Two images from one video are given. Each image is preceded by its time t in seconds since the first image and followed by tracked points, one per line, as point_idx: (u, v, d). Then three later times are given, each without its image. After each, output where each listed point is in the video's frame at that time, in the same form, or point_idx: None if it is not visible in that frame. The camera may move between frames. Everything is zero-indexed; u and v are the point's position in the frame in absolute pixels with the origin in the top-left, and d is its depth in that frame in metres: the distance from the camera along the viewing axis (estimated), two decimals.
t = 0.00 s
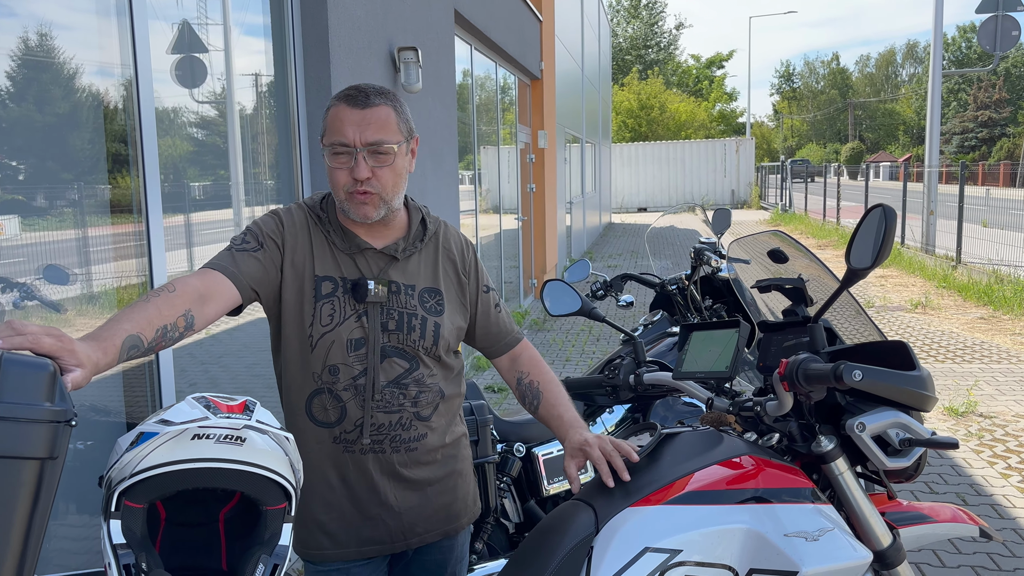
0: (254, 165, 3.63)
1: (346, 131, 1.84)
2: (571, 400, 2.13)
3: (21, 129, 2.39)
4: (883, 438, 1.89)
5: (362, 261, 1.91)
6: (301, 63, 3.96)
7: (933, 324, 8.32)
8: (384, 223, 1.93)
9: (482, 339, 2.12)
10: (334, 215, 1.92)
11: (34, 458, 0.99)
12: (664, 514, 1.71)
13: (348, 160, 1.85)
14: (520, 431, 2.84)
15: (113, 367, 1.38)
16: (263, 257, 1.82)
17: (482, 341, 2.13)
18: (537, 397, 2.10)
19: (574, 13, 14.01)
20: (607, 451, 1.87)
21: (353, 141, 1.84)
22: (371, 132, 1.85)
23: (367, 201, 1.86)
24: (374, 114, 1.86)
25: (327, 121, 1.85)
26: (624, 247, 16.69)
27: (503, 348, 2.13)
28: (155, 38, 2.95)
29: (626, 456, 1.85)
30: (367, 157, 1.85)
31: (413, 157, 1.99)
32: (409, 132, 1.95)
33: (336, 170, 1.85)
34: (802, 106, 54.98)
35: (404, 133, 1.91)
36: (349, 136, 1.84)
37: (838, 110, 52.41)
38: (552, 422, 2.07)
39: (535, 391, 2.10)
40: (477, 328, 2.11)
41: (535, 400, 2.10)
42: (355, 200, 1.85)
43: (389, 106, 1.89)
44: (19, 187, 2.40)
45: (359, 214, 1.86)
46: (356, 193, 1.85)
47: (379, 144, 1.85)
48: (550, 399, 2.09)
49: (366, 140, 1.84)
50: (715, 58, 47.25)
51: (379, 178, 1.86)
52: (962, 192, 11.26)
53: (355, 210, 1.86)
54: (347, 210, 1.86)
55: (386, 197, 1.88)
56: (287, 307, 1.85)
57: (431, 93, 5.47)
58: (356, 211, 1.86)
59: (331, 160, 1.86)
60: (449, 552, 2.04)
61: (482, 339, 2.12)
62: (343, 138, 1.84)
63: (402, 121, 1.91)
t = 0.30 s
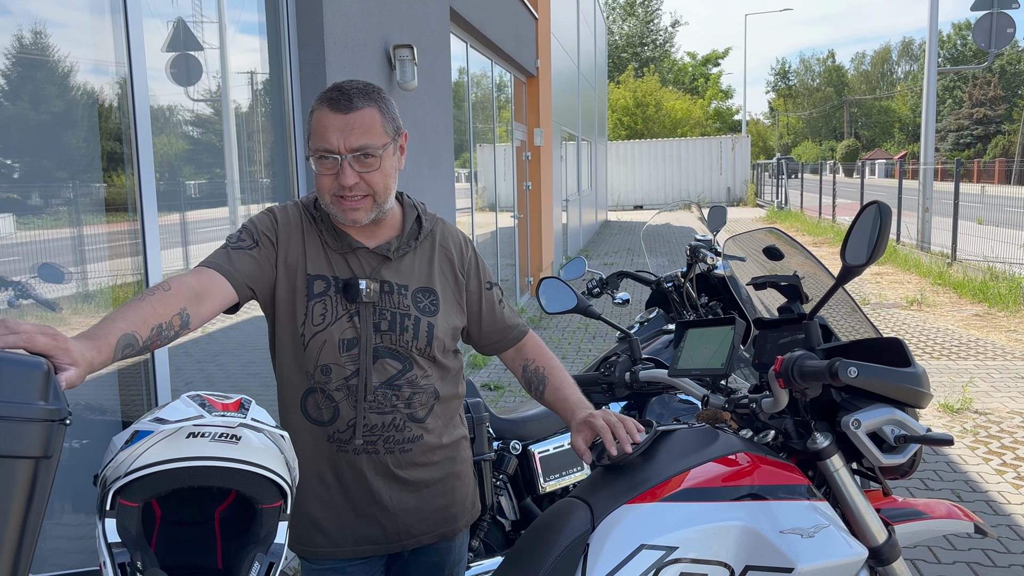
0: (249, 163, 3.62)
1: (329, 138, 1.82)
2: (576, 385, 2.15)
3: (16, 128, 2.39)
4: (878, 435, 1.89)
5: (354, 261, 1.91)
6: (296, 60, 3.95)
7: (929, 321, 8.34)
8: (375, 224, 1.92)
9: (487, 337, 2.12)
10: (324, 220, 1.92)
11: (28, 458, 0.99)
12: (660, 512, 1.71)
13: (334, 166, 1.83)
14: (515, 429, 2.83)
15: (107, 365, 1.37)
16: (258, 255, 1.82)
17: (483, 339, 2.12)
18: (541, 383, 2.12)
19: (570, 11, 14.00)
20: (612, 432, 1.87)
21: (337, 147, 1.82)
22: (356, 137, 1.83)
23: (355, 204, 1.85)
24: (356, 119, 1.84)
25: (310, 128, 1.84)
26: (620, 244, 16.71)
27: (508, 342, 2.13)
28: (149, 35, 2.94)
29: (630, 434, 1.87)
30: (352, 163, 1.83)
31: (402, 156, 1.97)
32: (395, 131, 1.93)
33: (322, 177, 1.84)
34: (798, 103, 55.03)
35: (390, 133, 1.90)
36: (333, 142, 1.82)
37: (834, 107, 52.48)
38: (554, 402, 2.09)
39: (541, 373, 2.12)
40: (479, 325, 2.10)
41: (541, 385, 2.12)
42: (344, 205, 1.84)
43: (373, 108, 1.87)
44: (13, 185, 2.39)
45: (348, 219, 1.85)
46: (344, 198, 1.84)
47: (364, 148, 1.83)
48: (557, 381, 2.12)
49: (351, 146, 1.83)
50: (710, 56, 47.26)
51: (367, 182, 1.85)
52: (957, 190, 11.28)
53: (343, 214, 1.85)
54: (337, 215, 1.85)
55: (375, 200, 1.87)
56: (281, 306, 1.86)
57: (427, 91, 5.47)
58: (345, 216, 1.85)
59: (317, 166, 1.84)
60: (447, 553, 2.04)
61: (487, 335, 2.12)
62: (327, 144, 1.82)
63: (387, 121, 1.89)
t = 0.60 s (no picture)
0: (245, 160, 3.61)
1: (332, 133, 1.81)
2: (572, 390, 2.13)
3: (11, 126, 2.38)
4: (873, 432, 1.90)
5: (354, 257, 1.91)
6: (292, 58, 3.94)
7: (924, 318, 8.36)
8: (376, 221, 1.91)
9: (482, 334, 2.11)
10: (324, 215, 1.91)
11: (20, 456, 0.99)
12: (656, 509, 1.71)
13: (336, 162, 1.82)
14: (511, 427, 2.83)
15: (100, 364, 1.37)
16: (256, 252, 1.81)
17: (480, 338, 2.12)
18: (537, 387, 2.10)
19: (566, 8, 13.98)
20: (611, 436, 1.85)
21: (340, 143, 1.82)
22: (360, 134, 1.82)
23: (356, 201, 1.85)
24: (360, 115, 1.83)
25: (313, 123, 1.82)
26: (616, 242, 16.72)
27: (502, 340, 2.12)
28: (145, 32, 2.93)
29: (630, 436, 1.84)
30: (355, 160, 1.82)
31: (404, 153, 1.96)
32: (398, 129, 1.92)
33: (323, 173, 1.83)
34: (794, 100, 55.05)
35: (392, 131, 1.89)
36: (337, 138, 1.81)
37: (830, 105, 52.52)
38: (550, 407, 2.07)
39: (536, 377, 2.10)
40: (477, 322, 2.10)
41: (536, 390, 2.10)
42: (345, 202, 1.84)
43: (378, 106, 1.86)
44: (9, 183, 2.38)
45: (349, 216, 1.85)
46: (346, 195, 1.84)
47: (367, 145, 1.82)
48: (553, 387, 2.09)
49: (354, 143, 1.82)
50: (706, 53, 47.24)
51: (369, 180, 1.85)
52: (953, 186, 11.31)
53: (344, 211, 1.85)
54: (338, 212, 1.85)
55: (376, 197, 1.86)
56: (280, 305, 1.85)
57: (422, 88, 5.47)
58: (346, 213, 1.85)
59: (318, 161, 1.83)
60: (446, 551, 2.04)
61: (482, 333, 2.11)
62: (330, 140, 1.81)
63: (391, 119, 1.89)
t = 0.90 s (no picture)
0: (242, 158, 3.60)
1: (326, 108, 1.88)
2: (568, 384, 2.14)
3: (7, 123, 2.37)
4: (869, 429, 1.89)
5: (349, 252, 1.90)
6: (288, 55, 3.93)
7: (920, 315, 8.37)
8: (370, 207, 1.92)
9: (480, 327, 2.11)
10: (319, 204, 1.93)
11: (12, 455, 0.99)
12: (652, 506, 1.71)
13: (331, 138, 1.88)
14: (507, 424, 2.83)
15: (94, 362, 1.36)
16: (249, 250, 1.80)
17: (476, 332, 2.12)
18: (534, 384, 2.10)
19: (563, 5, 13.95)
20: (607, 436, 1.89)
21: (334, 117, 1.88)
22: (352, 108, 1.89)
23: (353, 176, 1.87)
24: (352, 93, 1.91)
25: (306, 104, 1.89)
26: (613, 239, 16.74)
27: (500, 332, 2.12)
28: (141, 30, 2.92)
29: (625, 433, 1.87)
30: (349, 134, 1.88)
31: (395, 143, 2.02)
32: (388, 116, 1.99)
33: (318, 150, 1.88)
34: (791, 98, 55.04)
35: (384, 114, 1.96)
36: (332, 112, 1.88)
37: (827, 102, 52.52)
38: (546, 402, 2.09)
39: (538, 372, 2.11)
40: (475, 315, 2.10)
41: (533, 383, 2.10)
42: (340, 178, 1.87)
43: (368, 87, 1.94)
44: (4, 180, 2.37)
45: (345, 193, 1.87)
46: (341, 169, 1.87)
47: (360, 119, 1.89)
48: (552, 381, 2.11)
49: (348, 117, 1.89)
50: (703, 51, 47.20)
51: (365, 155, 1.89)
52: (949, 183, 11.32)
53: (340, 188, 1.87)
54: (334, 191, 1.87)
55: (371, 174, 1.89)
56: (275, 302, 1.84)
57: (419, 86, 5.46)
58: (342, 191, 1.87)
59: (313, 139, 1.88)
60: (444, 550, 2.04)
61: (478, 327, 2.11)
62: (324, 116, 1.88)
63: (382, 102, 1.96)
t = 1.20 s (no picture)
0: (239, 156, 3.59)
1: (328, 90, 1.90)
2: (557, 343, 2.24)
3: (4, 120, 2.36)
4: (866, 427, 1.89)
5: (345, 249, 1.90)
6: (285, 53, 3.92)
7: (918, 313, 8.38)
8: (366, 196, 1.92)
9: (482, 323, 2.16)
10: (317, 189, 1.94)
11: (9, 453, 0.98)
12: (648, 505, 1.71)
13: (331, 121, 1.89)
14: (505, 422, 2.84)
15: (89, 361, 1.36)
16: (245, 248, 1.80)
17: (479, 327, 2.16)
18: (526, 351, 2.19)
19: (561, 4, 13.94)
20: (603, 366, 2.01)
21: (336, 99, 1.90)
22: (353, 91, 1.91)
23: (353, 156, 1.89)
24: (353, 77, 1.94)
25: (308, 87, 1.91)
26: (611, 238, 16.75)
27: (504, 322, 2.18)
28: (138, 28, 2.92)
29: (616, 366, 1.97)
30: (349, 116, 1.90)
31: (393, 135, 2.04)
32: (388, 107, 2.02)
33: (319, 132, 1.89)
34: (789, 96, 55.03)
35: (384, 102, 1.99)
36: (333, 95, 1.90)
37: (825, 101, 52.51)
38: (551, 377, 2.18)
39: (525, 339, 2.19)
40: (475, 312, 2.14)
41: (527, 350, 2.19)
42: (339, 159, 1.88)
43: (368, 75, 1.97)
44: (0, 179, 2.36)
45: (343, 173, 1.88)
46: (341, 150, 1.88)
47: (361, 102, 1.91)
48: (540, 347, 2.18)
49: (349, 99, 1.91)
50: (701, 49, 47.17)
51: (364, 136, 1.90)
52: (947, 181, 11.33)
53: (340, 169, 1.88)
54: (333, 173, 1.88)
55: (369, 157, 1.91)
56: (271, 300, 1.84)
57: (417, 84, 5.46)
58: (341, 172, 1.88)
59: (314, 122, 1.90)
60: (442, 549, 2.04)
61: (485, 320, 2.16)
62: (326, 97, 1.90)
63: (381, 91, 1.99)
